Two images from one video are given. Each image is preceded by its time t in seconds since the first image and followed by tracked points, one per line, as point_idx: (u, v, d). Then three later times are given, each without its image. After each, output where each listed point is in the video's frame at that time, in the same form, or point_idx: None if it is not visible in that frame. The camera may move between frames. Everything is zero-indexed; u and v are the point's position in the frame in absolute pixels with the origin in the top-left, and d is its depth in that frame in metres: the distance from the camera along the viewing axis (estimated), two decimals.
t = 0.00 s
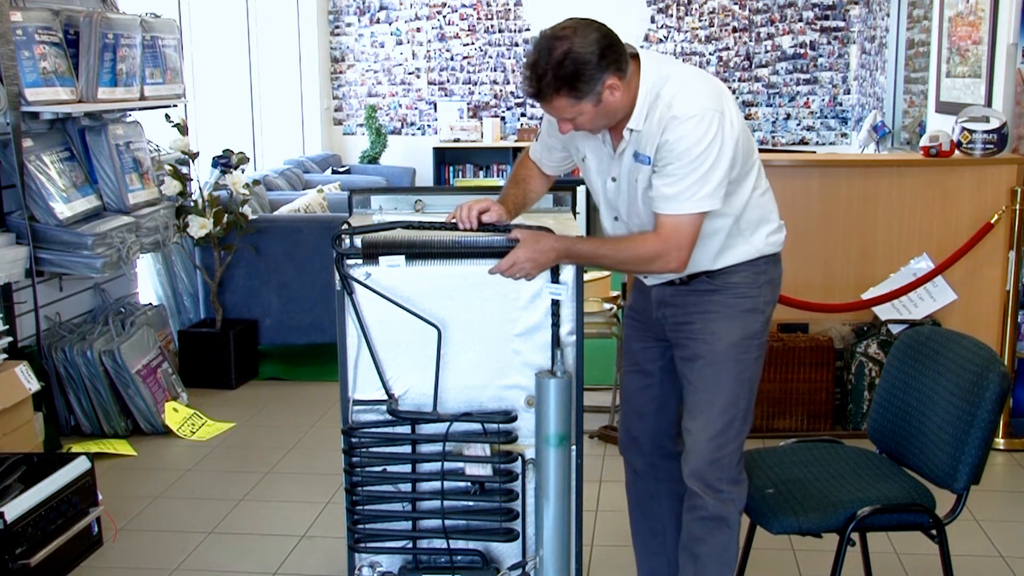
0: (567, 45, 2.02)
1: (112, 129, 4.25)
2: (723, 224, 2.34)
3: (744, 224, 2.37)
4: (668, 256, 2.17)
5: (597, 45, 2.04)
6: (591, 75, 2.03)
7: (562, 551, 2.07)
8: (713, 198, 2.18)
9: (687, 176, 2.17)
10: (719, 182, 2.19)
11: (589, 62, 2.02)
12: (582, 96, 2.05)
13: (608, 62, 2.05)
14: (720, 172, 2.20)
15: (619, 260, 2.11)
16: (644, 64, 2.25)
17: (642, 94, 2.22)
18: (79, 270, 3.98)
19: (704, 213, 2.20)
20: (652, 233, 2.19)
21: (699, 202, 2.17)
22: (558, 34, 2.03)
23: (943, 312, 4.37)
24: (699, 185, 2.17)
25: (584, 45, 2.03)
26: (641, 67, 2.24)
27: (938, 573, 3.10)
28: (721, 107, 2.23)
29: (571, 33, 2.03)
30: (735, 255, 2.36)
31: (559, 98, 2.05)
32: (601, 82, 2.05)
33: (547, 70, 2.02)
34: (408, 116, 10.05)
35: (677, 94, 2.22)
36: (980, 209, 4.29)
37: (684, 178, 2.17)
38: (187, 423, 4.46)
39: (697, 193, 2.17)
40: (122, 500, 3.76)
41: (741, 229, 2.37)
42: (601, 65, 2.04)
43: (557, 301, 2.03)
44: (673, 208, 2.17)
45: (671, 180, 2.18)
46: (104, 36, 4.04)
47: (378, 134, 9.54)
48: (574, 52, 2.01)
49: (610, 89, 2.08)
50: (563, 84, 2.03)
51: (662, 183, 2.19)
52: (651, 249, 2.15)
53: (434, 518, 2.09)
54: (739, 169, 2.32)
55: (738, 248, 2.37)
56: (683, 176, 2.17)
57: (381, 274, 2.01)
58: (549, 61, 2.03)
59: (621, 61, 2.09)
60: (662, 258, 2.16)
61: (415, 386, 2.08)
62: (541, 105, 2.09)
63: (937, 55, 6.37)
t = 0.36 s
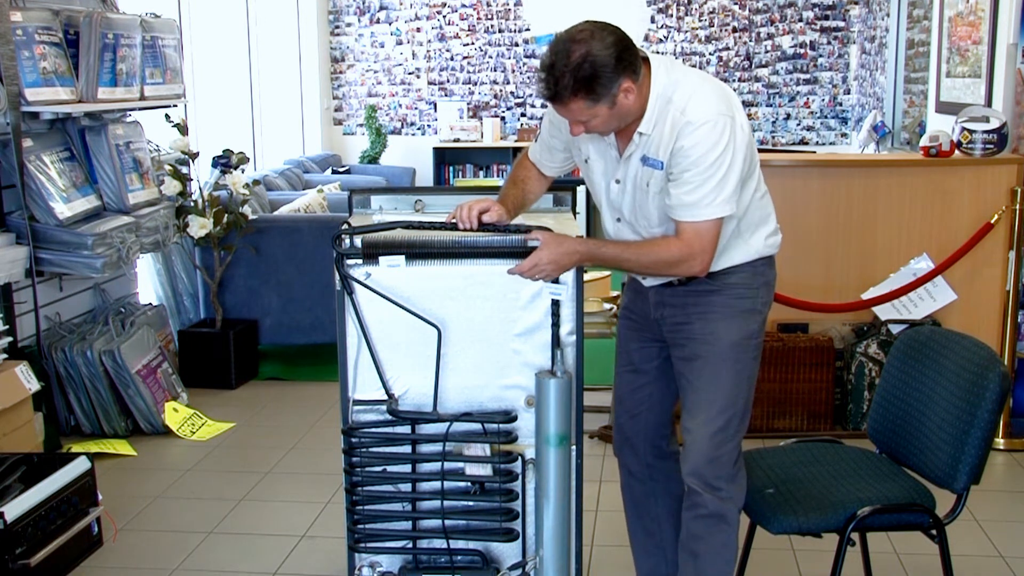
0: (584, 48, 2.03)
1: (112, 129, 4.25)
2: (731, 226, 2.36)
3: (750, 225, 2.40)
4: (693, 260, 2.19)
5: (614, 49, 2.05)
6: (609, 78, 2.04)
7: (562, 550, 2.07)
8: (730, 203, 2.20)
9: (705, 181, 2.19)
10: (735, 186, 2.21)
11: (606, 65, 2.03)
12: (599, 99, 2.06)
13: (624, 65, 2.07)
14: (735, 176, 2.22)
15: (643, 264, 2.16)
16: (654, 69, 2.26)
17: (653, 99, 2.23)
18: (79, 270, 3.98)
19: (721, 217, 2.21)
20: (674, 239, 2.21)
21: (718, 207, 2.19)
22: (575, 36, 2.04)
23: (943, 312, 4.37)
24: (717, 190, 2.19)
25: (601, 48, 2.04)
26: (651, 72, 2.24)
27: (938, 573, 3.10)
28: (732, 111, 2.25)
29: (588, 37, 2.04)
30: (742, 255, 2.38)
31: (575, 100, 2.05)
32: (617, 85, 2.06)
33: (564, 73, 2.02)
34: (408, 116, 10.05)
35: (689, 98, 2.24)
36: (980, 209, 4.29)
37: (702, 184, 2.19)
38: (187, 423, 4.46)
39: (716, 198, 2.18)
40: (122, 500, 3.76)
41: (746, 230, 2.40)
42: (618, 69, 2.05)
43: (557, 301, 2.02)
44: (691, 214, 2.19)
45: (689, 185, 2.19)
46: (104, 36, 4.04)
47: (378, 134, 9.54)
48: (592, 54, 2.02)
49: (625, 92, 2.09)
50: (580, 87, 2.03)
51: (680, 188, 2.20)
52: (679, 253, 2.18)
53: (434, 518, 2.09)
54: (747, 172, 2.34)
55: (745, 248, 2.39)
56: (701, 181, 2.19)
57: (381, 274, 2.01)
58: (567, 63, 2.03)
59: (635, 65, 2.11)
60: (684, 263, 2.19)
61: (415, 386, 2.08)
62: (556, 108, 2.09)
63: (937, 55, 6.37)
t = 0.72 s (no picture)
0: (597, 54, 2.03)
1: (112, 129, 4.25)
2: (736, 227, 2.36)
3: (752, 225, 2.41)
4: (706, 264, 2.22)
5: (626, 55, 2.05)
6: (621, 85, 2.04)
7: (562, 550, 2.07)
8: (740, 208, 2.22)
9: (715, 186, 2.20)
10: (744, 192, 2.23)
11: (619, 71, 2.03)
12: (609, 105, 2.06)
13: (635, 72, 2.07)
14: (743, 182, 2.23)
15: (657, 270, 2.18)
16: (661, 74, 2.25)
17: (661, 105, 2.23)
18: (79, 270, 3.98)
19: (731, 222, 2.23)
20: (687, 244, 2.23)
21: (729, 212, 2.20)
22: (588, 42, 2.04)
23: (943, 312, 4.37)
24: (727, 196, 2.20)
25: (613, 54, 2.04)
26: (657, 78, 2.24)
27: (938, 573, 3.10)
28: (738, 117, 2.26)
29: (600, 43, 2.04)
30: (745, 254, 2.39)
31: (587, 106, 2.05)
32: (629, 92, 2.06)
33: (576, 78, 2.02)
34: (408, 116, 10.05)
35: (697, 104, 2.24)
36: (981, 209, 4.29)
37: (714, 190, 2.20)
38: (187, 423, 4.46)
39: (726, 204, 2.20)
40: (122, 500, 3.76)
41: (748, 230, 2.41)
42: (629, 75, 2.05)
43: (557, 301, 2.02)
44: (701, 219, 2.21)
45: (700, 191, 2.20)
46: (104, 35, 4.04)
47: (378, 133, 9.54)
48: (605, 61, 2.02)
49: (636, 98, 2.09)
50: (592, 92, 2.03)
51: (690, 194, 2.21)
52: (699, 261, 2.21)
53: (434, 518, 2.09)
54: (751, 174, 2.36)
55: (748, 247, 2.40)
56: (711, 187, 2.20)
57: (381, 274, 2.01)
58: (579, 69, 2.03)
59: (646, 71, 2.11)
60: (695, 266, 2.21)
61: (415, 386, 2.08)
62: (566, 112, 2.09)
63: (937, 55, 6.37)
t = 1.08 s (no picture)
0: (605, 60, 2.03)
1: (112, 129, 4.25)
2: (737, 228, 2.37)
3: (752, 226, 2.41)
4: (711, 269, 2.24)
5: (632, 61, 2.06)
6: (628, 91, 2.05)
7: (562, 550, 2.07)
8: (742, 212, 2.23)
9: (718, 191, 2.20)
10: (746, 196, 2.24)
11: (626, 77, 2.04)
12: (615, 110, 2.06)
13: (641, 78, 2.07)
14: (746, 186, 2.24)
15: (662, 277, 2.20)
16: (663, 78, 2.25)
17: (663, 109, 2.23)
18: (79, 270, 3.98)
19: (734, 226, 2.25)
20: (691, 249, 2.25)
21: (732, 217, 2.21)
22: (595, 47, 2.04)
23: (943, 312, 4.38)
24: (730, 201, 2.21)
25: (620, 60, 2.04)
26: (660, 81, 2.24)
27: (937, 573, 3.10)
28: (740, 121, 2.27)
29: (607, 48, 2.04)
30: (746, 254, 2.40)
31: (593, 112, 2.05)
32: (635, 97, 2.07)
33: (583, 84, 2.02)
34: (408, 116, 10.05)
35: (699, 108, 2.24)
36: (981, 209, 4.29)
37: (716, 195, 2.20)
38: (187, 423, 4.46)
39: (729, 208, 2.21)
40: (122, 500, 3.76)
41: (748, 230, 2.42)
42: (635, 81, 2.05)
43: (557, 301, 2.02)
44: (704, 223, 2.22)
45: (704, 196, 2.21)
46: (104, 35, 4.04)
47: (378, 133, 9.54)
48: (612, 67, 2.02)
49: (641, 103, 2.10)
50: (599, 98, 2.03)
51: (693, 199, 2.22)
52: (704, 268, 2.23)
53: (434, 518, 2.09)
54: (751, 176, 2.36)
55: (748, 246, 2.40)
56: (714, 192, 2.20)
57: (381, 274, 2.01)
58: (586, 75, 2.03)
59: (650, 76, 2.11)
60: (698, 269, 2.22)
61: (415, 386, 2.08)
62: (571, 118, 2.08)
63: (937, 55, 6.37)
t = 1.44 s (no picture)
0: (607, 63, 2.03)
1: (112, 129, 4.25)
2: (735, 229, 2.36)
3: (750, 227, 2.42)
4: (704, 274, 2.22)
5: (634, 65, 2.06)
6: (628, 94, 2.05)
7: (562, 549, 2.07)
8: (740, 215, 2.22)
9: (716, 193, 2.20)
10: (744, 199, 2.23)
11: (627, 81, 2.04)
12: (615, 113, 2.06)
13: (642, 81, 2.07)
14: (744, 190, 2.24)
15: (656, 281, 2.20)
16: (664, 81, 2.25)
17: (663, 111, 2.23)
18: (79, 270, 3.98)
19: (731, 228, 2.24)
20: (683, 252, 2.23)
21: (729, 220, 2.21)
22: (596, 50, 2.04)
23: (943, 312, 4.38)
24: (728, 203, 2.20)
25: (622, 63, 2.04)
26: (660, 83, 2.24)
27: (938, 573, 3.10)
28: (739, 124, 2.27)
29: (608, 51, 2.04)
30: (743, 255, 2.40)
31: (593, 114, 2.05)
32: (635, 100, 2.07)
33: (584, 87, 2.02)
34: (409, 116, 10.05)
35: (699, 111, 2.24)
36: (981, 209, 4.29)
37: (714, 197, 2.20)
38: (187, 423, 4.46)
39: (727, 211, 2.20)
40: (122, 500, 3.76)
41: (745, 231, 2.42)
42: (636, 85, 2.05)
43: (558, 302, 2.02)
44: (701, 225, 2.21)
45: (701, 198, 2.21)
46: (104, 35, 4.04)
47: (378, 133, 9.54)
48: (614, 70, 2.02)
49: (641, 106, 2.10)
50: (599, 101, 2.03)
51: (690, 201, 2.21)
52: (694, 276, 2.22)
53: (434, 518, 2.09)
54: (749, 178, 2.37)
55: (745, 247, 2.40)
56: (712, 194, 2.20)
57: (381, 274, 2.02)
58: (587, 78, 2.03)
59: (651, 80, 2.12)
60: (693, 275, 2.21)
61: (415, 387, 2.08)
62: (571, 119, 2.08)
63: (937, 55, 6.37)
